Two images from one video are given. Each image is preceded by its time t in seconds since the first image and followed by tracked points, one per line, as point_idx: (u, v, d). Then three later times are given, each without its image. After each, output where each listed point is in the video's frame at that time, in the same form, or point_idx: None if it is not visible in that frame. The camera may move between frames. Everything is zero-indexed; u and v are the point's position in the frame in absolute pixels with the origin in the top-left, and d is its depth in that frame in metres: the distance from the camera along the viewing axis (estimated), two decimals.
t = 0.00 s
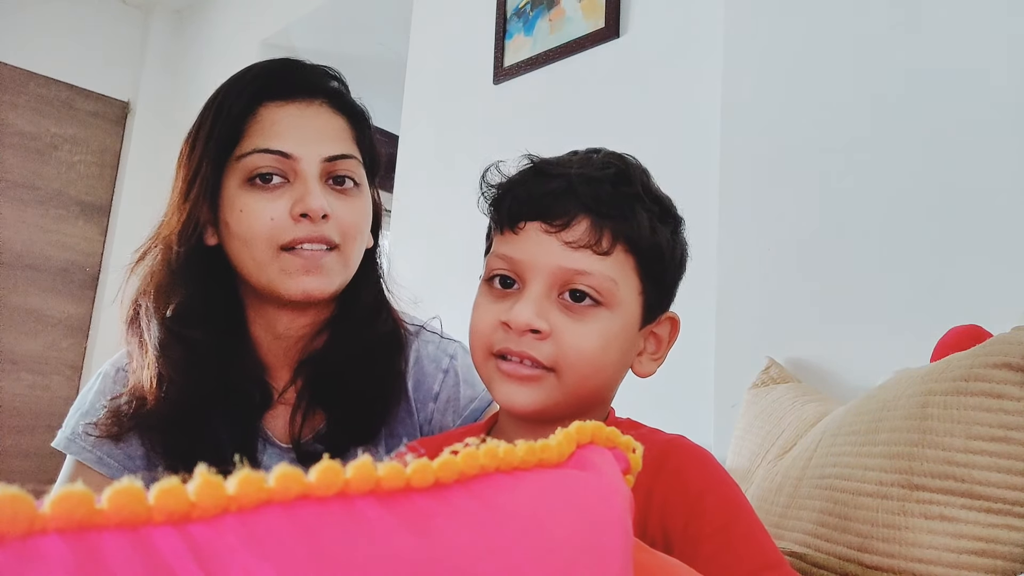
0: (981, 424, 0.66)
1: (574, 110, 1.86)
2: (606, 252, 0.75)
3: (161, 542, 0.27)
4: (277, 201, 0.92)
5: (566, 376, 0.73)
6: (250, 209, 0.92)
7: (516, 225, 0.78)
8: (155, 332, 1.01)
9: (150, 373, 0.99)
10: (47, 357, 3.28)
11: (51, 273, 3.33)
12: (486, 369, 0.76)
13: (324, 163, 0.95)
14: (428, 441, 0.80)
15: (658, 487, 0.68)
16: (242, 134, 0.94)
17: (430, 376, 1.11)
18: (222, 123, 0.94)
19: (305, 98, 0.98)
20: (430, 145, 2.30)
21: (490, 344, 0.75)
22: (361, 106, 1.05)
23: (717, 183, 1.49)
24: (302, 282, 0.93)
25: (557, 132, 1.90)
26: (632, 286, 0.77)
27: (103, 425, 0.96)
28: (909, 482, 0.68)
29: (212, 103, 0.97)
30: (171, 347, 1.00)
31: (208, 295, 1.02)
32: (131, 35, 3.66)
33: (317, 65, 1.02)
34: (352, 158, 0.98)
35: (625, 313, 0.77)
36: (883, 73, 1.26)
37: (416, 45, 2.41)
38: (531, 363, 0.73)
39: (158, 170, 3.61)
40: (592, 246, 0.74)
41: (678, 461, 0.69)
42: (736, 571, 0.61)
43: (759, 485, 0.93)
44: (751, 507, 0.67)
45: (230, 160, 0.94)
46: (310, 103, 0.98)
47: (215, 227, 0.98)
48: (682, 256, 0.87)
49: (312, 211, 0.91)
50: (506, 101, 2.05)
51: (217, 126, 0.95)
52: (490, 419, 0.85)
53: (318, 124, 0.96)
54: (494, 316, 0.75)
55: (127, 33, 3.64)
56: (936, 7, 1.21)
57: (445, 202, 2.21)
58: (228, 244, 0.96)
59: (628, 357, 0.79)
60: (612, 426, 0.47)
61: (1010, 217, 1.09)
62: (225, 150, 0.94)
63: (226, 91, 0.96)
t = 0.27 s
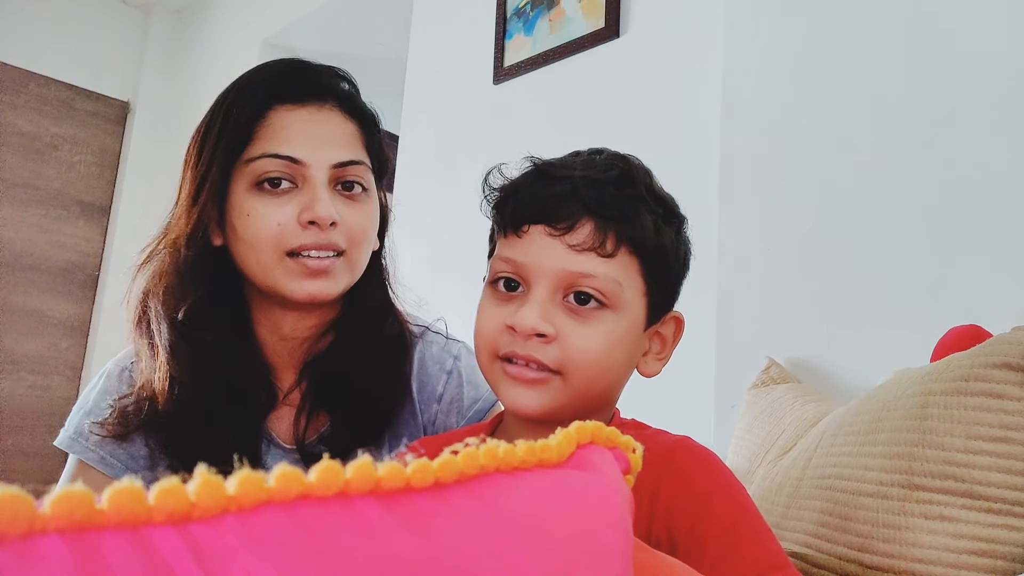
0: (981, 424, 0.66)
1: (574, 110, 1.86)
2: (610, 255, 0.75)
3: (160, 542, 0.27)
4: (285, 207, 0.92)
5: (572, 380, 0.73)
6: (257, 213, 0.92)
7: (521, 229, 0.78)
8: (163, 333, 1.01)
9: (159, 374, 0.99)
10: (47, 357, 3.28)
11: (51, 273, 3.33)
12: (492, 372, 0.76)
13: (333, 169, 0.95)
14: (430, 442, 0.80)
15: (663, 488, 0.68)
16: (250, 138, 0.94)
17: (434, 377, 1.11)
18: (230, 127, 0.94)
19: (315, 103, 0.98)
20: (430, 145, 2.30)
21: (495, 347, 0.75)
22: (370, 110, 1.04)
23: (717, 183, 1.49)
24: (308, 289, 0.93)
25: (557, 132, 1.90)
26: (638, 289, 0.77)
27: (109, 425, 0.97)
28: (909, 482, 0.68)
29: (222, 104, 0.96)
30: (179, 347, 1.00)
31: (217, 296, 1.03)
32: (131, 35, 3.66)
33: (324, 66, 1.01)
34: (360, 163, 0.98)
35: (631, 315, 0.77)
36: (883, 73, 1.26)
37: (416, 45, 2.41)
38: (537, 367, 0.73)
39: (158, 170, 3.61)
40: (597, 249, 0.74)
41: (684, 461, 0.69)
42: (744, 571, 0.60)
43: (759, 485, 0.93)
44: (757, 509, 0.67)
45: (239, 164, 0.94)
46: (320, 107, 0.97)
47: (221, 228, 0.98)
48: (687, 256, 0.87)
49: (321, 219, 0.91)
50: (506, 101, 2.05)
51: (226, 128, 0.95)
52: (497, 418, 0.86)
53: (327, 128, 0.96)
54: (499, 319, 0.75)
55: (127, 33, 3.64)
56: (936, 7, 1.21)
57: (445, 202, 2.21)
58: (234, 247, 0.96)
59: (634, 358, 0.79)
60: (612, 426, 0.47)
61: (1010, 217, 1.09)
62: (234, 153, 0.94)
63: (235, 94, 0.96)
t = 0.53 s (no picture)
0: (981, 424, 0.66)
1: (574, 109, 1.86)
2: (609, 255, 0.75)
3: (160, 543, 0.27)
4: (285, 209, 0.92)
5: (574, 380, 0.73)
6: (258, 215, 0.92)
7: (519, 231, 0.78)
8: (164, 335, 1.01)
9: (161, 376, 0.99)
10: (46, 357, 3.28)
11: (51, 273, 3.33)
12: (494, 374, 0.76)
13: (333, 170, 0.95)
14: (430, 442, 0.80)
15: (667, 490, 0.68)
16: (250, 139, 0.94)
17: (435, 377, 1.11)
18: (232, 127, 0.94)
19: (315, 103, 0.97)
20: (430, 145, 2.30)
21: (496, 350, 0.75)
22: (371, 112, 1.04)
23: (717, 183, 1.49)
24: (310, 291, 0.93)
25: (557, 132, 1.90)
26: (638, 288, 0.77)
27: (111, 426, 0.97)
28: (909, 482, 0.68)
29: (222, 104, 0.96)
30: (181, 349, 1.00)
31: (218, 297, 1.03)
32: (131, 35, 3.66)
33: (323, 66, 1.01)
34: (361, 164, 0.98)
35: (632, 315, 0.77)
36: (883, 73, 1.26)
37: (416, 45, 2.41)
38: (539, 369, 0.74)
39: (158, 170, 3.61)
40: (596, 250, 0.74)
41: (688, 462, 0.69)
42: (748, 570, 0.60)
43: (760, 485, 0.93)
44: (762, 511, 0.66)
45: (239, 165, 0.94)
46: (321, 107, 0.97)
47: (222, 228, 0.98)
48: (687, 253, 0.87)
49: (321, 221, 0.91)
50: (506, 101, 2.05)
51: (226, 129, 0.95)
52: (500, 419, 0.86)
53: (328, 129, 0.96)
54: (500, 321, 0.75)
55: (128, 33, 3.64)
56: (936, 7, 1.21)
57: (445, 202, 2.21)
58: (234, 248, 0.96)
59: (635, 356, 0.79)
60: (612, 426, 0.47)
61: (1010, 217, 1.09)
62: (235, 154, 0.94)
63: (236, 95, 0.96)
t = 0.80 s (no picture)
0: (980, 424, 0.66)
1: (574, 109, 1.86)
2: (607, 255, 0.75)
3: (160, 542, 0.27)
4: (283, 211, 0.92)
5: (579, 381, 0.74)
6: (256, 216, 0.92)
7: (516, 235, 0.78)
8: (162, 337, 1.01)
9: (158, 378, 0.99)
10: (46, 357, 3.28)
11: (51, 273, 3.33)
12: (498, 377, 0.77)
13: (331, 172, 0.95)
14: (431, 442, 0.81)
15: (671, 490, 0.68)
16: (248, 141, 0.94)
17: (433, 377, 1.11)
18: (230, 129, 0.94)
19: (313, 104, 0.97)
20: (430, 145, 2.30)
21: (499, 354, 0.76)
22: (369, 112, 1.05)
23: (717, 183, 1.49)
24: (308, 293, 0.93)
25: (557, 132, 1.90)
26: (637, 287, 0.77)
27: (110, 427, 0.98)
28: (909, 482, 0.68)
29: (220, 106, 0.96)
30: (179, 351, 1.00)
31: (216, 298, 1.03)
32: (131, 35, 3.66)
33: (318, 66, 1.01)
34: (359, 165, 0.98)
35: (632, 314, 0.76)
36: (883, 73, 1.26)
37: (416, 45, 2.41)
38: (542, 372, 0.74)
39: (158, 170, 3.61)
40: (593, 251, 0.74)
41: (692, 462, 0.69)
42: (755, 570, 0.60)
43: (760, 485, 0.93)
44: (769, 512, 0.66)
45: (238, 167, 0.94)
46: (318, 108, 0.97)
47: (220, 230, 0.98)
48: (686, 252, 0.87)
49: (319, 223, 0.91)
50: (506, 101, 2.05)
51: (224, 131, 0.95)
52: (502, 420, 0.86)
53: (326, 130, 0.96)
54: (500, 325, 0.75)
55: (128, 33, 3.64)
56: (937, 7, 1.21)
57: (445, 202, 2.21)
58: (233, 250, 0.96)
59: (639, 355, 0.79)
60: (612, 426, 0.47)
61: (1010, 218, 1.09)
62: (233, 156, 0.94)
63: (233, 97, 0.96)
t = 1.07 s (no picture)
0: (981, 424, 0.66)
1: (574, 109, 1.86)
2: (609, 251, 0.75)
3: (160, 542, 0.27)
4: (280, 212, 0.92)
5: (584, 375, 0.74)
6: (254, 218, 0.92)
7: (520, 231, 0.78)
8: (160, 339, 1.01)
9: (155, 379, 1.00)
10: (47, 357, 3.28)
11: (51, 273, 3.33)
12: (501, 373, 0.77)
13: (329, 173, 0.95)
14: (432, 442, 0.81)
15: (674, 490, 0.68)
16: (246, 142, 0.94)
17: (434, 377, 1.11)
18: (227, 130, 0.94)
19: (311, 104, 0.97)
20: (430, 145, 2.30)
21: (502, 349, 0.76)
22: (368, 112, 1.05)
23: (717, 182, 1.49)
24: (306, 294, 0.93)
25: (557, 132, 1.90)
26: (641, 283, 0.77)
27: (108, 427, 0.98)
28: (909, 482, 0.68)
29: (217, 107, 0.96)
30: (176, 352, 1.00)
31: (214, 299, 1.03)
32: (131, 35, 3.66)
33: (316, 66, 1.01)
34: (358, 166, 0.98)
35: (636, 309, 0.76)
36: (882, 73, 1.26)
37: (416, 45, 2.41)
38: (547, 367, 0.74)
39: (158, 170, 3.61)
40: (596, 246, 0.74)
41: (694, 462, 0.69)
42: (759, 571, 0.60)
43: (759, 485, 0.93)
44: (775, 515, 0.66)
45: (236, 168, 0.94)
46: (317, 109, 0.97)
47: (219, 230, 0.98)
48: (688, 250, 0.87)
49: (317, 225, 0.91)
50: (506, 101, 2.05)
51: (223, 131, 0.95)
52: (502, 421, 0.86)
53: (324, 131, 0.96)
54: (504, 320, 0.75)
55: (128, 33, 3.64)
56: (936, 7, 1.21)
57: (445, 202, 2.21)
58: (232, 251, 0.96)
59: (643, 350, 0.79)
60: (612, 426, 0.47)
61: (1010, 218, 1.09)
62: (231, 157, 0.94)
63: (232, 97, 0.96)
